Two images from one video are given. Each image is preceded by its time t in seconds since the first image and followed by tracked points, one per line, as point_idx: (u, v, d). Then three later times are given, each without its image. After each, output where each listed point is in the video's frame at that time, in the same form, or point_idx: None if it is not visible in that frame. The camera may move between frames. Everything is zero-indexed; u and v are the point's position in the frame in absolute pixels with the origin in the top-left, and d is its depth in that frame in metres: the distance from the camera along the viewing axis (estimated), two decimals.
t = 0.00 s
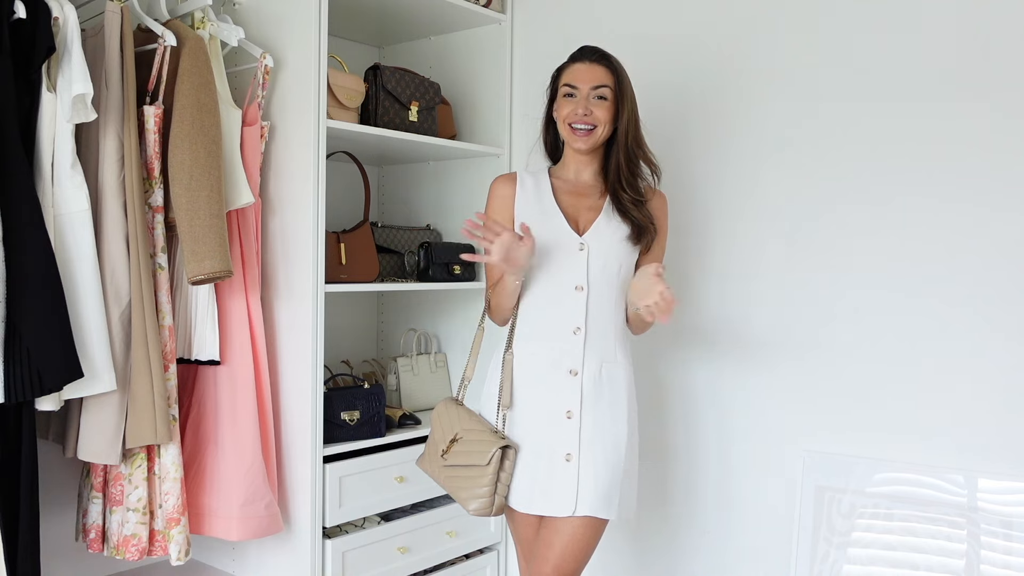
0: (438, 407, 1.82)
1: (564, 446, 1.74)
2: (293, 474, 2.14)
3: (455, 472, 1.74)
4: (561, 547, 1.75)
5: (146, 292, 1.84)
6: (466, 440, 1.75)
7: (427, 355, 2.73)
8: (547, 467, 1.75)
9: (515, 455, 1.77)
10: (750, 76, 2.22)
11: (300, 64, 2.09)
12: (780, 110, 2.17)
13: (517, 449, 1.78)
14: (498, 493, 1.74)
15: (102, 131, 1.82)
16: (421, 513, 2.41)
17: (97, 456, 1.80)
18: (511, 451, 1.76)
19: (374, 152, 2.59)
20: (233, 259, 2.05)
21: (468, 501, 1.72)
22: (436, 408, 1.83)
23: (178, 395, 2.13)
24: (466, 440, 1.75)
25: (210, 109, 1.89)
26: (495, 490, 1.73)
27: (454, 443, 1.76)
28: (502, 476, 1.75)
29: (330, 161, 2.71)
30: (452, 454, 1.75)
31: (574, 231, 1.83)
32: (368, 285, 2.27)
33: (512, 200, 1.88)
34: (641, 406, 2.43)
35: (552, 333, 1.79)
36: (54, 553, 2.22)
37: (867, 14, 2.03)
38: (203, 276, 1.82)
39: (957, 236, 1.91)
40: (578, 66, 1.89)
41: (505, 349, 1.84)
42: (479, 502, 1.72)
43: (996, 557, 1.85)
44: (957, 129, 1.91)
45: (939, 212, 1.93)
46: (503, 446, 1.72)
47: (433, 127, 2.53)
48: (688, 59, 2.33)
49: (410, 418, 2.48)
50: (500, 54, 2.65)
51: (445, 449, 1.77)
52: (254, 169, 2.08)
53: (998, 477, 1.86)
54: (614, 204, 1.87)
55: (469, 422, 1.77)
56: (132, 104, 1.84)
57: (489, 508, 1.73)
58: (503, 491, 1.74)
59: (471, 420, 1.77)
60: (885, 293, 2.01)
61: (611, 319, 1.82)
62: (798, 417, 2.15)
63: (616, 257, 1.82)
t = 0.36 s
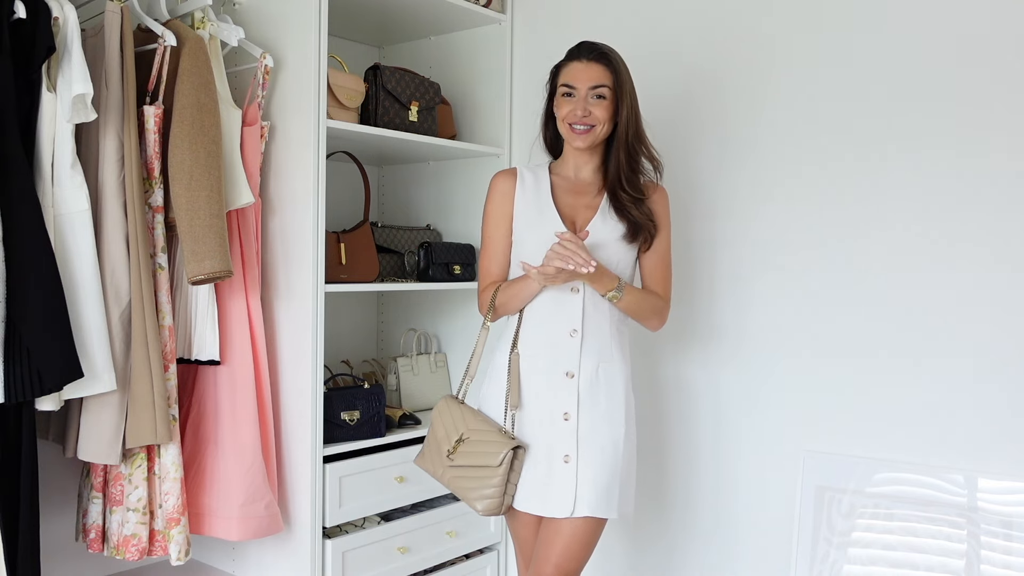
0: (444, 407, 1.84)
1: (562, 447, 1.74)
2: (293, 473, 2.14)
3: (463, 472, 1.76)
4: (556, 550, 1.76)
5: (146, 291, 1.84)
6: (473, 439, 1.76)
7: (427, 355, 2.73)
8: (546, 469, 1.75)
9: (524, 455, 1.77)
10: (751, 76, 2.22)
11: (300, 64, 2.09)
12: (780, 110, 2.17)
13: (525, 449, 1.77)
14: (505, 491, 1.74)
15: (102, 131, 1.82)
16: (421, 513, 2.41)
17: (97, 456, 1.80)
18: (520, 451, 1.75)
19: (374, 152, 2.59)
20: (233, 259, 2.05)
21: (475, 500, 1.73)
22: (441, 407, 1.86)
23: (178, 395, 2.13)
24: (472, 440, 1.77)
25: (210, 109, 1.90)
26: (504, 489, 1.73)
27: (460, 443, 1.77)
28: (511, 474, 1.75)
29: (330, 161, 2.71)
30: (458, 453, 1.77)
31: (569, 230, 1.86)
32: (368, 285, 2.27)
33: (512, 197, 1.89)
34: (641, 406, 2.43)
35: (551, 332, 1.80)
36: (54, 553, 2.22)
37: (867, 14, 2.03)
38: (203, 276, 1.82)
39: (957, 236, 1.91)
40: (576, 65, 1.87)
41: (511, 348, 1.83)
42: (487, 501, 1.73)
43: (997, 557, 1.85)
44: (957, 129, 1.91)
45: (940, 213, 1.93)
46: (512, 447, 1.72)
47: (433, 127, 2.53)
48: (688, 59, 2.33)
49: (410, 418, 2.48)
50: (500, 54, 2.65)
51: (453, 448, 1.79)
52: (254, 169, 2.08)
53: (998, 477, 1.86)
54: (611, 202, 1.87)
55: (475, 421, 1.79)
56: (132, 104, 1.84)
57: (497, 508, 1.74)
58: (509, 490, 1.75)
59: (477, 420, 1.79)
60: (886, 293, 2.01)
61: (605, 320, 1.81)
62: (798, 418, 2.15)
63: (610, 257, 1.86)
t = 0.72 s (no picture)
0: (450, 408, 1.82)
1: (557, 444, 1.76)
2: (293, 474, 2.14)
3: (476, 470, 1.74)
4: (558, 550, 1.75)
5: (147, 291, 1.84)
6: (486, 437, 1.75)
7: (427, 355, 2.73)
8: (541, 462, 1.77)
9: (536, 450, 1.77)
10: (751, 76, 2.22)
11: (300, 64, 2.09)
12: (780, 111, 2.17)
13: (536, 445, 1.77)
14: (520, 490, 1.74)
15: (102, 131, 1.82)
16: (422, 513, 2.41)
17: (97, 456, 1.80)
18: (534, 447, 1.75)
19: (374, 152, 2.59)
20: (233, 259, 2.05)
21: (491, 500, 1.72)
22: (448, 408, 1.84)
23: (178, 395, 2.13)
24: (484, 439, 1.75)
25: (210, 109, 1.90)
26: (518, 486, 1.73)
27: (472, 442, 1.76)
28: (524, 472, 1.75)
29: (330, 161, 2.71)
30: (471, 452, 1.75)
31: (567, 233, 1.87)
32: (367, 285, 2.27)
33: (512, 194, 1.91)
34: (641, 406, 2.43)
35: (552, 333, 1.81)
36: (53, 553, 2.22)
37: (867, 14, 2.03)
38: (203, 276, 1.82)
39: (957, 236, 1.91)
40: (580, 54, 1.90)
41: (518, 345, 1.85)
42: (501, 497, 1.72)
43: (996, 557, 1.85)
44: (957, 129, 1.91)
45: (940, 214, 1.93)
46: (527, 443, 1.72)
47: (433, 127, 2.53)
48: (688, 60, 2.33)
49: (410, 418, 2.48)
50: (501, 54, 2.65)
51: (465, 447, 1.77)
52: (254, 169, 2.08)
53: (998, 477, 1.86)
54: (609, 198, 1.87)
55: (486, 421, 1.78)
56: (132, 104, 1.84)
57: (512, 506, 1.73)
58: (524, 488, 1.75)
59: (487, 419, 1.78)
60: (886, 293, 2.01)
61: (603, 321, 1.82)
62: (798, 418, 2.15)
63: (608, 261, 1.86)
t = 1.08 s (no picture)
0: (463, 408, 1.83)
1: (572, 440, 1.79)
2: (293, 474, 2.14)
3: (491, 471, 1.75)
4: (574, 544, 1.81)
5: (147, 291, 1.84)
6: (502, 438, 1.76)
7: (427, 354, 2.73)
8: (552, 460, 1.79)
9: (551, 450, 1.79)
10: (751, 76, 2.22)
11: (300, 64, 2.09)
12: (780, 111, 2.17)
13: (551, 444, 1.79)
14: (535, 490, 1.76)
15: (102, 131, 1.82)
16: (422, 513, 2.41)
17: (97, 456, 1.80)
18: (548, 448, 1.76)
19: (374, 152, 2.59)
20: (233, 259, 2.05)
21: (507, 500, 1.73)
22: (460, 409, 1.84)
23: (178, 395, 2.13)
24: (500, 440, 1.76)
25: (210, 109, 1.90)
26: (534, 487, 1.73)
27: (488, 443, 1.77)
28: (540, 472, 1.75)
29: (330, 161, 2.71)
30: (487, 453, 1.76)
31: (576, 235, 1.87)
32: (368, 285, 2.27)
33: (515, 195, 1.90)
34: (641, 406, 2.43)
35: (557, 337, 1.83)
36: (53, 553, 2.22)
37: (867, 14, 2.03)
38: (203, 276, 1.82)
39: (957, 235, 1.91)
40: (580, 51, 1.91)
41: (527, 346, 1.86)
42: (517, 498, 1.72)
43: (997, 557, 1.85)
44: (958, 129, 1.91)
45: (940, 214, 1.93)
46: (543, 446, 1.72)
47: (433, 127, 2.53)
48: (688, 60, 2.33)
49: (410, 418, 2.48)
50: (501, 54, 2.65)
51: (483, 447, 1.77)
52: (254, 169, 2.08)
53: (998, 477, 1.86)
54: (616, 197, 1.89)
55: (501, 421, 1.79)
56: (132, 104, 1.84)
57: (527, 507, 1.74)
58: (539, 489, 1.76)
59: (502, 420, 1.79)
60: (886, 293, 2.01)
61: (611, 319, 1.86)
62: (798, 419, 2.15)
63: (617, 261, 1.87)
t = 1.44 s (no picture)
0: (478, 404, 1.84)
1: (580, 436, 1.83)
2: (293, 474, 2.14)
3: (515, 463, 1.77)
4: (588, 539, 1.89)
5: (147, 291, 1.84)
6: (525, 430, 1.78)
7: (427, 355, 2.73)
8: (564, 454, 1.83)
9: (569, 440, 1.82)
10: (751, 76, 2.22)
11: (300, 64, 2.09)
12: (779, 111, 2.17)
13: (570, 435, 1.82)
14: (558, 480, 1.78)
15: (102, 131, 1.82)
16: (421, 513, 2.41)
17: (97, 456, 1.80)
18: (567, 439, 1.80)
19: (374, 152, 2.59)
20: (233, 259, 2.05)
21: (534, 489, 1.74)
22: (476, 406, 1.85)
23: (178, 395, 2.13)
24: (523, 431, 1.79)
25: (210, 110, 1.90)
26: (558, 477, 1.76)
27: (511, 434, 1.79)
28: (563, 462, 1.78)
29: (331, 161, 2.71)
30: (511, 444, 1.78)
31: (581, 237, 1.88)
32: (367, 285, 2.27)
33: (522, 197, 1.91)
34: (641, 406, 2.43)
35: (565, 334, 1.86)
36: (54, 553, 2.22)
37: (867, 14, 2.03)
38: (203, 276, 1.82)
39: (956, 235, 1.91)
40: (588, 56, 1.91)
41: (539, 343, 1.88)
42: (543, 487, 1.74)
43: (997, 557, 1.85)
44: (957, 128, 1.91)
45: (940, 214, 1.93)
46: (567, 435, 1.75)
47: (433, 127, 2.53)
48: (688, 60, 2.33)
49: (410, 418, 2.48)
50: (501, 54, 2.65)
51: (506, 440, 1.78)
52: (254, 169, 2.08)
53: (998, 477, 1.86)
54: (619, 197, 1.89)
55: (520, 414, 1.82)
56: (132, 104, 1.84)
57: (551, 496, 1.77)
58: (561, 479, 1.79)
59: (521, 413, 1.82)
60: (885, 293, 2.01)
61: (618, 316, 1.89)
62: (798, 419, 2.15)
63: (622, 261, 1.88)
